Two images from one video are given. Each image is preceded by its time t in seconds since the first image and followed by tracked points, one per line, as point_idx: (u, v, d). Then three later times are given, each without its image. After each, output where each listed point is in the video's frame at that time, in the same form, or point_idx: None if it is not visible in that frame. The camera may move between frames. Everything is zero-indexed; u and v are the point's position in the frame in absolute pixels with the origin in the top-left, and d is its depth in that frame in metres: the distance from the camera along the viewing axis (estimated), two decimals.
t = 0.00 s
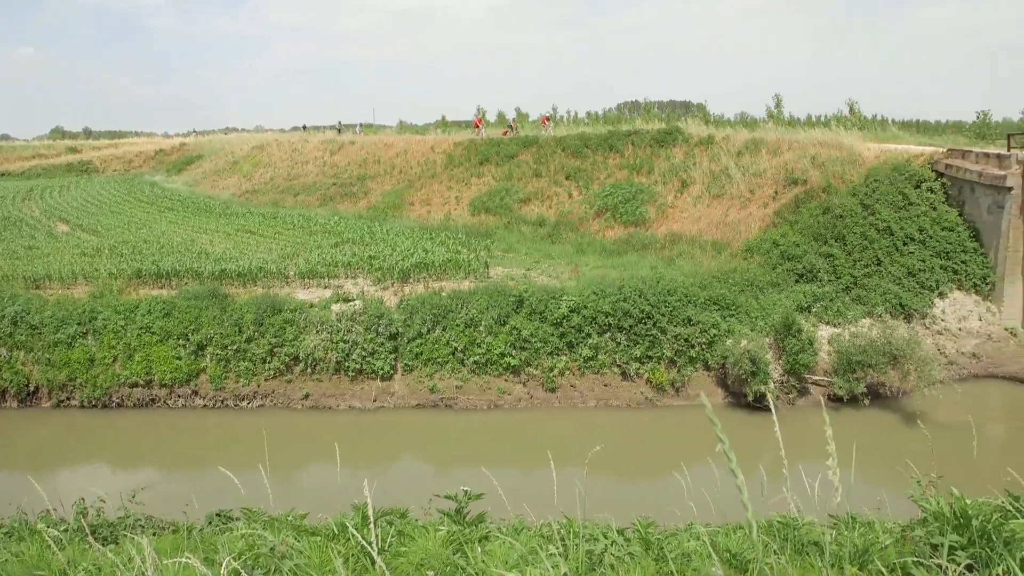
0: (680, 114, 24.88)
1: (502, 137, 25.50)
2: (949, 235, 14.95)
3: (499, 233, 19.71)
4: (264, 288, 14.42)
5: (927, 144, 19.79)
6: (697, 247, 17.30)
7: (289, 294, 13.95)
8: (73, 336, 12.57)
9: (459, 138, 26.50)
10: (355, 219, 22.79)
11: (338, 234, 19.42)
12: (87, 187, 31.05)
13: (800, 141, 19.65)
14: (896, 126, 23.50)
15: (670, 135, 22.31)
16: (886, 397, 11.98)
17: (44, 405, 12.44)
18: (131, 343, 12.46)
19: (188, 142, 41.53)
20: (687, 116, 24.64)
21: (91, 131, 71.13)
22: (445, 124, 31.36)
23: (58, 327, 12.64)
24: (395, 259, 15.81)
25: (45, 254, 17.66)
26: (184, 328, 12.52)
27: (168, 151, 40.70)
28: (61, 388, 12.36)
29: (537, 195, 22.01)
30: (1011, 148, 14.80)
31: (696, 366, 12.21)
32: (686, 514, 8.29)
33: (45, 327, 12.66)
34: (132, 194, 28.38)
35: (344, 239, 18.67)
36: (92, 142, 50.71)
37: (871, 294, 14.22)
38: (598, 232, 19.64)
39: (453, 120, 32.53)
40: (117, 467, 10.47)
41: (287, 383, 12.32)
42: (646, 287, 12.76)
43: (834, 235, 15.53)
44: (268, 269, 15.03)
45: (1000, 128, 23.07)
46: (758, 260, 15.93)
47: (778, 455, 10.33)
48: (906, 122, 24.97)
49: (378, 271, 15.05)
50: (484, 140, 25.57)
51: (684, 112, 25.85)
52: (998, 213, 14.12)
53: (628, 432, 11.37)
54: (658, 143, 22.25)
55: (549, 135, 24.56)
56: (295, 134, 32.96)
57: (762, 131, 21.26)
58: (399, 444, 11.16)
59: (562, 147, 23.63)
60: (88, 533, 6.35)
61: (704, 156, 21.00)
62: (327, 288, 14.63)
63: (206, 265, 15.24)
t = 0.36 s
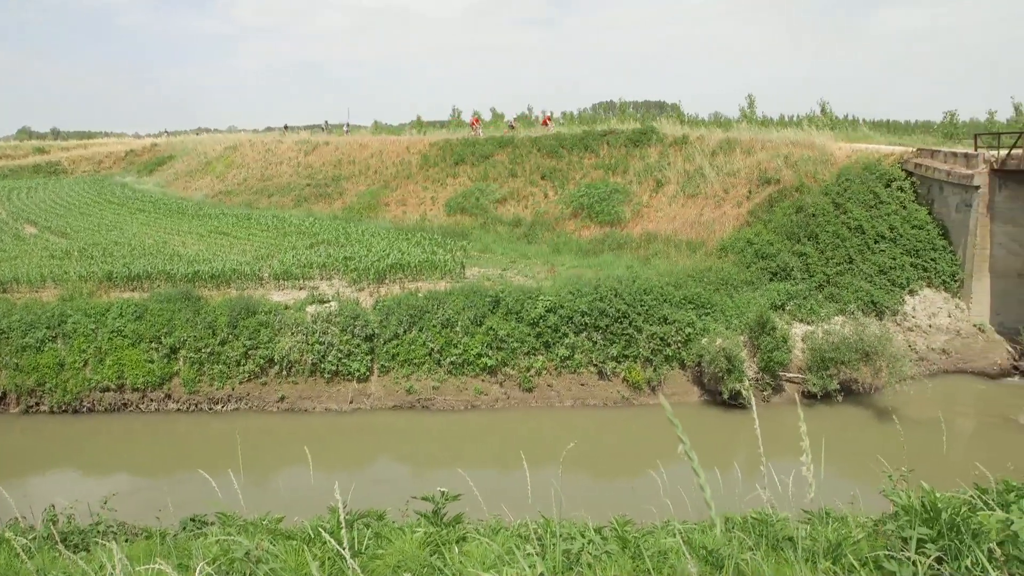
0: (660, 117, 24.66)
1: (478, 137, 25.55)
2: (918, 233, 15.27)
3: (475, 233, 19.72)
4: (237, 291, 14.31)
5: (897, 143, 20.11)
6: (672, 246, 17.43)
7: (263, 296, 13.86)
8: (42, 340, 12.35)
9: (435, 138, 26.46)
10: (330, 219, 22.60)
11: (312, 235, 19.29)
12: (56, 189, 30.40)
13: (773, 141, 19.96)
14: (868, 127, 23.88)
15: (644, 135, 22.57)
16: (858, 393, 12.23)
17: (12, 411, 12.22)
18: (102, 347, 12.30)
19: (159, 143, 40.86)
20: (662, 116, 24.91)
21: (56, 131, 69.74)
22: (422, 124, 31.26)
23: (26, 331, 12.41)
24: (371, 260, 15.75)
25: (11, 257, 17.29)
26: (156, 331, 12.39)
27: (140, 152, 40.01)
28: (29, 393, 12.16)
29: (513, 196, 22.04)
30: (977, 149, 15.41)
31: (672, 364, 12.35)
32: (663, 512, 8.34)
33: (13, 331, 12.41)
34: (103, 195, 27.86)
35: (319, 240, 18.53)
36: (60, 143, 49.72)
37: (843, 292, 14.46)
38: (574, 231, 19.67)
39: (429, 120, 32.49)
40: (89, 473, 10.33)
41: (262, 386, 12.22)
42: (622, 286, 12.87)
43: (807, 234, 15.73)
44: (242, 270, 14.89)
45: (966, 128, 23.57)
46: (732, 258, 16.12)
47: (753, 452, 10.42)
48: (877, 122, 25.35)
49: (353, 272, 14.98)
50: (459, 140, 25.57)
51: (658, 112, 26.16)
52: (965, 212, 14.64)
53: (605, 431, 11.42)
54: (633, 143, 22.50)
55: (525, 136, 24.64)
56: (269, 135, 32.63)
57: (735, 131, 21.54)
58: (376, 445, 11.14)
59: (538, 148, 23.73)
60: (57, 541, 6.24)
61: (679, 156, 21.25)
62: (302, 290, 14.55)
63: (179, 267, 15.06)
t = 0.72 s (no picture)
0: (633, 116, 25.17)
1: (453, 138, 25.56)
2: (889, 231, 15.57)
3: (451, 233, 19.70)
4: (211, 293, 14.18)
5: (867, 143, 20.38)
6: (647, 245, 17.56)
7: (237, 298, 13.75)
8: (9, 345, 12.13)
9: (410, 138, 26.41)
10: (304, 221, 22.41)
11: (287, 236, 19.15)
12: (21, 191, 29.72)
13: (745, 141, 20.28)
14: (840, 127, 24.20)
15: (619, 135, 22.79)
16: (832, 389, 12.39)
17: None
18: (72, 351, 12.13)
19: (129, 143, 40.17)
20: (636, 116, 25.20)
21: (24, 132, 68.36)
22: (398, 124, 31.22)
23: None
24: (346, 260, 15.70)
25: None
26: (128, 335, 12.26)
27: (109, 152, 39.30)
28: None
29: (488, 196, 22.05)
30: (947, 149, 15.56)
31: (649, 363, 12.46)
32: (640, 510, 8.40)
33: None
34: (71, 197, 27.30)
35: (294, 242, 18.39)
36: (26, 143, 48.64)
37: (816, 290, 14.70)
38: (550, 231, 19.73)
39: (405, 121, 32.46)
40: (60, 480, 10.16)
41: (236, 389, 12.14)
42: (599, 286, 12.98)
43: (780, 232, 16.09)
44: (215, 272, 14.77)
45: (934, 128, 24.05)
46: (707, 258, 16.36)
47: (728, 449, 10.52)
48: (847, 122, 25.75)
49: (328, 273, 14.93)
50: (435, 140, 25.56)
51: (632, 112, 26.47)
52: (935, 210, 14.78)
53: (582, 430, 11.47)
54: (608, 143, 22.71)
55: (500, 136, 24.71)
56: (243, 135, 32.27)
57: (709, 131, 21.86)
58: (354, 446, 11.09)
59: (513, 148, 23.80)
60: (26, 549, 6.12)
61: (653, 156, 21.49)
62: (276, 292, 14.46)
63: (150, 269, 14.89)
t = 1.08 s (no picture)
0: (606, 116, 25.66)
1: (429, 138, 25.54)
2: (861, 230, 15.83)
3: (428, 234, 19.66)
4: (184, 295, 14.04)
5: (839, 143, 20.63)
6: (623, 245, 17.67)
7: (211, 300, 13.63)
8: None
9: (386, 139, 26.33)
10: (279, 221, 22.21)
11: (262, 238, 19.00)
12: None
13: (719, 141, 20.55)
14: (812, 127, 24.44)
15: (595, 135, 22.95)
16: (806, 386, 12.53)
17: None
18: (42, 356, 11.95)
19: (98, 143, 39.49)
20: (612, 117, 25.40)
21: None
22: (375, 125, 31.14)
23: None
24: (322, 262, 15.63)
25: None
26: (99, 339, 12.10)
27: (78, 153, 38.64)
28: None
29: (464, 197, 22.03)
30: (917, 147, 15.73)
31: (626, 362, 12.51)
32: (617, 509, 8.44)
33: None
34: (40, 198, 26.76)
35: (269, 243, 18.25)
36: None
37: (790, 289, 14.98)
38: (526, 231, 19.77)
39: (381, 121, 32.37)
40: (30, 487, 10.00)
41: (211, 392, 12.03)
42: (576, 286, 13.04)
43: (754, 232, 16.42)
44: (188, 274, 14.62)
45: (904, 128, 24.45)
46: (683, 257, 16.57)
47: (706, 446, 10.62)
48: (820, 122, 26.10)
49: (304, 274, 14.85)
50: (411, 140, 25.51)
51: (608, 113, 26.70)
52: (906, 209, 14.95)
53: (559, 430, 11.51)
54: (584, 143, 22.85)
55: (476, 136, 24.74)
56: (217, 135, 31.90)
57: (683, 132, 22.18)
58: (330, 449, 11.04)
59: (489, 148, 23.83)
60: None
61: (628, 155, 21.68)
62: (251, 293, 14.36)
63: (122, 272, 14.70)
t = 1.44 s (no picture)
0: (580, 117, 25.81)
1: (404, 138, 25.47)
2: (832, 228, 16.12)
3: (402, 234, 19.60)
4: (155, 298, 13.88)
5: (811, 142, 20.90)
6: (597, 245, 17.77)
7: (182, 303, 13.48)
8: None
9: (360, 139, 26.21)
10: (252, 223, 22.01)
11: (234, 239, 18.82)
12: None
13: (692, 141, 20.78)
14: (784, 127, 24.67)
15: (569, 135, 23.04)
16: (779, 383, 12.78)
17: None
18: (8, 361, 11.73)
19: (64, 144, 38.72)
20: (586, 117, 25.54)
21: None
22: (349, 125, 31.01)
23: None
24: (296, 263, 15.53)
25: None
26: (68, 343, 11.94)
27: (44, 154, 37.87)
28: None
29: (439, 197, 21.99)
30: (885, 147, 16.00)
31: (602, 361, 12.59)
32: (593, 508, 8.50)
33: None
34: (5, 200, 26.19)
35: (242, 245, 18.07)
36: None
37: (763, 287, 15.18)
38: (501, 231, 19.80)
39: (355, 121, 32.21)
40: None
41: (184, 396, 11.92)
42: (551, 286, 13.17)
43: (727, 231, 16.61)
44: (159, 277, 14.46)
45: (872, 127, 24.86)
46: (657, 256, 16.72)
47: (683, 444, 10.75)
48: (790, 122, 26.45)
49: (277, 275, 14.75)
50: (385, 140, 25.42)
51: (582, 113, 26.84)
52: (875, 207, 15.19)
53: (535, 429, 11.56)
54: (558, 143, 22.93)
55: (450, 136, 24.73)
56: (188, 135, 31.49)
57: (657, 131, 22.39)
58: (306, 451, 10.99)
59: (464, 148, 23.82)
60: None
61: (602, 155, 21.81)
62: (224, 296, 14.24)
63: (91, 275, 14.48)
